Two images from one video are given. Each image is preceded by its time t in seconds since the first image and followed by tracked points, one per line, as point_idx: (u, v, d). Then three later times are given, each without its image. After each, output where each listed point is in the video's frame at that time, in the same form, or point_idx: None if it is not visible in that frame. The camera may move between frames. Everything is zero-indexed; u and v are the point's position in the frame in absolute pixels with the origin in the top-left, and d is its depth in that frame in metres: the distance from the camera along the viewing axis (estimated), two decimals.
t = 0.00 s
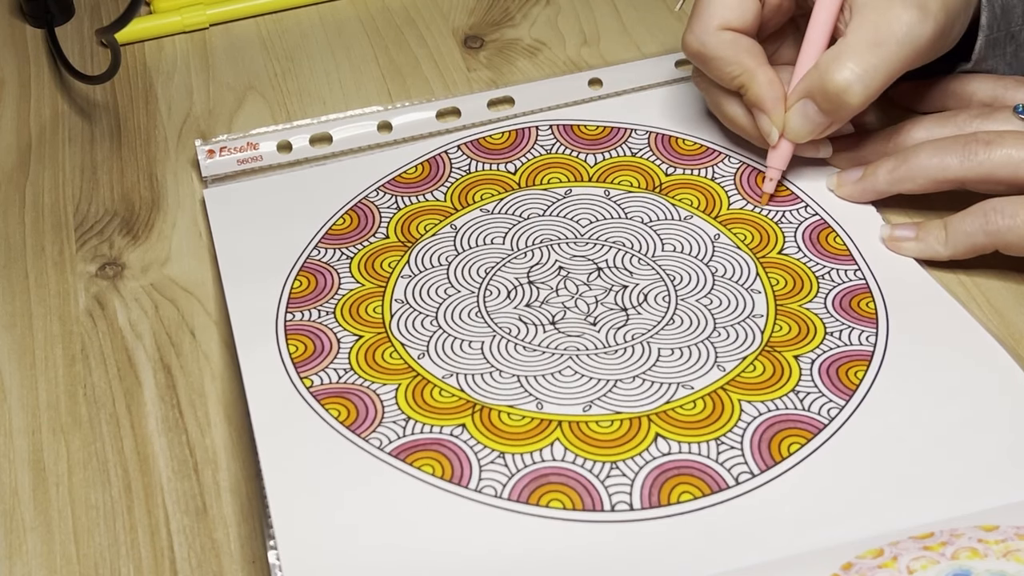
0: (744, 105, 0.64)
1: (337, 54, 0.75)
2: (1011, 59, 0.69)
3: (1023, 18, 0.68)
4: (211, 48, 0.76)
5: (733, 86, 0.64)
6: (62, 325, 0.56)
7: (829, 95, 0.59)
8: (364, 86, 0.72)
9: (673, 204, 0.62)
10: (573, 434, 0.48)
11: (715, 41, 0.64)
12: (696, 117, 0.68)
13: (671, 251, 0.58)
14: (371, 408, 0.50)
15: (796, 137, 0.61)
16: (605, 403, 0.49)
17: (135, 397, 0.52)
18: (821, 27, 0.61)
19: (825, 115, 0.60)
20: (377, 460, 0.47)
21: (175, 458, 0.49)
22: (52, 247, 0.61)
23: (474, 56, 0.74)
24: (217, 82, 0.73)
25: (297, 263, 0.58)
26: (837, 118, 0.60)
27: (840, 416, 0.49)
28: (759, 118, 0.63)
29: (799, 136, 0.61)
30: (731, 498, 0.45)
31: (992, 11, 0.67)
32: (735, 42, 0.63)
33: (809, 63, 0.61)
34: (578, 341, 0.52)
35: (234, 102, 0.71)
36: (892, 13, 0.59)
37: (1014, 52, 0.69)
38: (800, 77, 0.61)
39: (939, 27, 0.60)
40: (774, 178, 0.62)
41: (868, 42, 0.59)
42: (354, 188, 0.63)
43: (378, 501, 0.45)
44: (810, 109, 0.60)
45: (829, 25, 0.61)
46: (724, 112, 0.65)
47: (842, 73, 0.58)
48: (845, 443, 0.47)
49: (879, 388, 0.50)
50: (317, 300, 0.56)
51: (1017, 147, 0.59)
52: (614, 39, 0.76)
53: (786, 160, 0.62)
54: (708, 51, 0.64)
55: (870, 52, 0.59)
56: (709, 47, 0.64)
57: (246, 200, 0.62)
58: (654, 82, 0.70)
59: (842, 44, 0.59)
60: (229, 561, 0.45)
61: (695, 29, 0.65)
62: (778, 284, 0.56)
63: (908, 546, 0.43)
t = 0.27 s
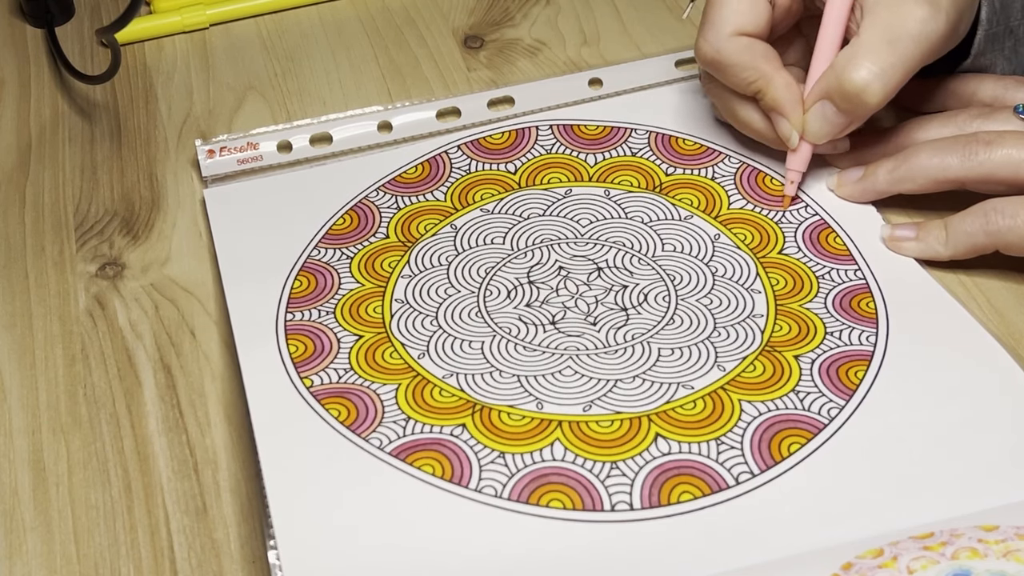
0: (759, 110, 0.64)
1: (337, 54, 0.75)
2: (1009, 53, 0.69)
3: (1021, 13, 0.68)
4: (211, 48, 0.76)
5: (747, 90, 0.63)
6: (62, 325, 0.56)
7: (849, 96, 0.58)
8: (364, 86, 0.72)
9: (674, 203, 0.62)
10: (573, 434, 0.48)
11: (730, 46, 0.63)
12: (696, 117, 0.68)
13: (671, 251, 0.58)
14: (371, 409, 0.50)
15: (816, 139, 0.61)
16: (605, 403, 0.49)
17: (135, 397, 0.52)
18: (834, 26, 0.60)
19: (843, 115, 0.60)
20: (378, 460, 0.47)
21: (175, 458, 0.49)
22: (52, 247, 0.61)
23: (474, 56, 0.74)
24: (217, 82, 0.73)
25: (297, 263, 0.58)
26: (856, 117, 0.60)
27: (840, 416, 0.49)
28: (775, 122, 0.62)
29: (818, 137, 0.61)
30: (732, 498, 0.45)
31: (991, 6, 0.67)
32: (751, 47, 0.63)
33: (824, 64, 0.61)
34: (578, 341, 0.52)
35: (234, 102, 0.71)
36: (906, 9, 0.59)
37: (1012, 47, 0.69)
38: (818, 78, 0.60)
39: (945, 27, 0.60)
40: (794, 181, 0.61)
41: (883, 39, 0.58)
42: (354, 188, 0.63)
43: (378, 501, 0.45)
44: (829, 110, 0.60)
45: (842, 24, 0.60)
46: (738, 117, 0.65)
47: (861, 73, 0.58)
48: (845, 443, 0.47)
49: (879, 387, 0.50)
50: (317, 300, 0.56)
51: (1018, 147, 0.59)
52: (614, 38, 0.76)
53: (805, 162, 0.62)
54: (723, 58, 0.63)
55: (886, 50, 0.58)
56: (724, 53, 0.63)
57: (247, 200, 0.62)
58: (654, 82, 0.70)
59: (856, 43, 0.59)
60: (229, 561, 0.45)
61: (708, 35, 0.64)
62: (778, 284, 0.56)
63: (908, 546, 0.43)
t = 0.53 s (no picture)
0: (774, 106, 0.63)
1: (337, 54, 0.75)
2: (1008, 51, 0.69)
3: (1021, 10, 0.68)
4: (211, 48, 0.76)
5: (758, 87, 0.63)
6: (62, 325, 0.56)
7: (860, 90, 0.58)
8: (364, 86, 0.72)
9: (673, 203, 0.62)
10: (573, 434, 0.48)
11: (740, 47, 0.63)
12: (696, 117, 0.68)
13: (671, 251, 0.58)
14: (372, 408, 0.50)
15: (831, 132, 0.61)
16: (605, 403, 0.49)
17: (135, 397, 0.52)
18: (843, 23, 0.60)
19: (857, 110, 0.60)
20: (378, 460, 0.47)
21: (175, 458, 0.49)
22: (52, 247, 0.61)
23: (474, 56, 0.74)
24: (217, 82, 0.73)
25: (297, 263, 0.58)
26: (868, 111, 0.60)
27: (840, 416, 0.49)
28: (791, 118, 0.62)
29: (833, 131, 0.61)
30: (731, 498, 0.45)
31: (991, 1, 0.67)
32: (757, 44, 0.63)
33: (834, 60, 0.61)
34: (578, 341, 0.52)
35: (234, 102, 0.71)
36: (914, 3, 0.59)
37: (1012, 44, 0.68)
38: (829, 73, 0.60)
39: (948, 26, 0.60)
40: (812, 175, 0.61)
41: (892, 33, 0.59)
42: (355, 187, 0.63)
43: (377, 501, 0.45)
44: (842, 105, 0.60)
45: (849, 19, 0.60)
46: (751, 116, 0.64)
47: (870, 68, 0.58)
48: (845, 443, 0.47)
49: (879, 388, 0.50)
50: (317, 300, 0.56)
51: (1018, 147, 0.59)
52: (614, 38, 0.76)
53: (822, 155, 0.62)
54: (731, 56, 0.63)
55: (896, 44, 0.58)
56: (734, 54, 0.63)
57: (247, 200, 0.62)
58: (654, 82, 0.70)
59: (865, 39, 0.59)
60: (229, 561, 0.45)
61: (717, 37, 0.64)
62: (778, 284, 0.56)
63: (908, 546, 0.43)
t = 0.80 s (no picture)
0: (761, 109, 0.64)
1: (337, 54, 0.75)
2: (1008, 51, 0.69)
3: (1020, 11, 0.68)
4: (211, 48, 0.76)
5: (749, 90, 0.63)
6: (62, 325, 0.56)
7: (851, 93, 0.58)
8: (364, 86, 0.72)
9: (673, 203, 0.62)
10: (573, 434, 0.48)
11: (731, 46, 0.63)
12: (697, 117, 0.68)
13: (671, 250, 0.58)
14: (372, 408, 0.50)
15: (817, 137, 0.61)
16: (606, 403, 0.49)
17: (135, 397, 0.52)
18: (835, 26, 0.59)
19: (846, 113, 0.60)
20: (377, 460, 0.47)
21: (175, 458, 0.49)
22: (52, 247, 0.61)
23: (474, 56, 0.74)
24: (217, 82, 0.73)
25: (297, 263, 0.58)
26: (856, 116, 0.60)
27: (841, 416, 0.49)
28: (777, 121, 0.62)
29: (819, 136, 0.61)
30: (731, 498, 0.45)
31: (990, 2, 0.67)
32: (750, 45, 0.62)
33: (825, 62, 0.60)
34: (578, 341, 0.52)
35: (234, 102, 0.71)
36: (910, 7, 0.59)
37: (1011, 44, 0.68)
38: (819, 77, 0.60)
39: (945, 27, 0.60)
40: (797, 180, 0.62)
41: (884, 37, 0.58)
42: (355, 187, 0.63)
43: (377, 501, 0.45)
44: (830, 109, 0.60)
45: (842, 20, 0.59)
46: (740, 117, 0.65)
47: (864, 71, 0.58)
48: (845, 443, 0.47)
49: (879, 388, 0.50)
50: (317, 300, 0.56)
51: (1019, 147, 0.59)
52: (614, 38, 0.76)
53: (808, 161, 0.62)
54: (722, 56, 0.63)
55: (889, 48, 0.58)
56: (725, 53, 0.63)
57: (247, 200, 0.62)
58: (654, 82, 0.70)
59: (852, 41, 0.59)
60: (229, 561, 0.45)
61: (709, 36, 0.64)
62: (778, 284, 0.56)
63: (908, 546, 0.43)
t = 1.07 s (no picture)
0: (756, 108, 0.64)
1: (337, 54, 0.75)
2: (1008, 50, 0.69)
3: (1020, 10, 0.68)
4: (211, 48, 0.76)
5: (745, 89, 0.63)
6: (62, 325, 0.56)
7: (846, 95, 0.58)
8: (364, 86, 0.72)
9: (673, 203, 0.62)
10: (573, 433, 0.48)
11: (728, 46, 0.63)
12: (696, 117, 0.68)
13: (671, 250, 0.58)
14: (372, 408, 0.50)
15: (812, 138, 0.61)
16: (605, 403, 0.49)
17: (135, 397, 0.52)
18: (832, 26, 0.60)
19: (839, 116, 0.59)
20: (377, 460, 0.47)
21: (175, 458, 0.49)
22: (52, 247, 0.61)
23: (474, 56, 0.74)
24: (217, 82, 0.73)
25: (297, 262, 0.58)
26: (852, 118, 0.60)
27: (841, 416, 0.49)
28: (772, 120, 0.62)
29: (814, 137, 0.61)
30: (731, 498, 0.45)
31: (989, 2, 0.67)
32: (747, 45, 0.63)
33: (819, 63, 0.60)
34: (578, 341, 0.52)
35: (234, 102, 0.71)
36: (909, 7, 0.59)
37: (1011, 44, 0.69)
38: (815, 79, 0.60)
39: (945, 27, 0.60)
40: (792, 181, 0.61)
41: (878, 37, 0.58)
42: (355, 187, 0.63)
43: (377, 501, 0.45)
44: (825, 110, 0.59)
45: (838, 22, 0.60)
46: (737, 117, 0.65)
47: (858, 72, 0.58)
48: (846, 443, 0.47)
49: (879, 388, 0.50)
50: (317, 299, 0.56)
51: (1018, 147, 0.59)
52: (614, 38, 0.76)
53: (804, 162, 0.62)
54: (720, 56, 0.63)
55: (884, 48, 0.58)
56: (721, 54, 0.63)
57: (246, 200, 0.62)
58: (654, 82, 0.70)
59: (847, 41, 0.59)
60: (229, 561, 0.45)
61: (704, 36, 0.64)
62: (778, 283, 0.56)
63: (908, 546, 0.43)
